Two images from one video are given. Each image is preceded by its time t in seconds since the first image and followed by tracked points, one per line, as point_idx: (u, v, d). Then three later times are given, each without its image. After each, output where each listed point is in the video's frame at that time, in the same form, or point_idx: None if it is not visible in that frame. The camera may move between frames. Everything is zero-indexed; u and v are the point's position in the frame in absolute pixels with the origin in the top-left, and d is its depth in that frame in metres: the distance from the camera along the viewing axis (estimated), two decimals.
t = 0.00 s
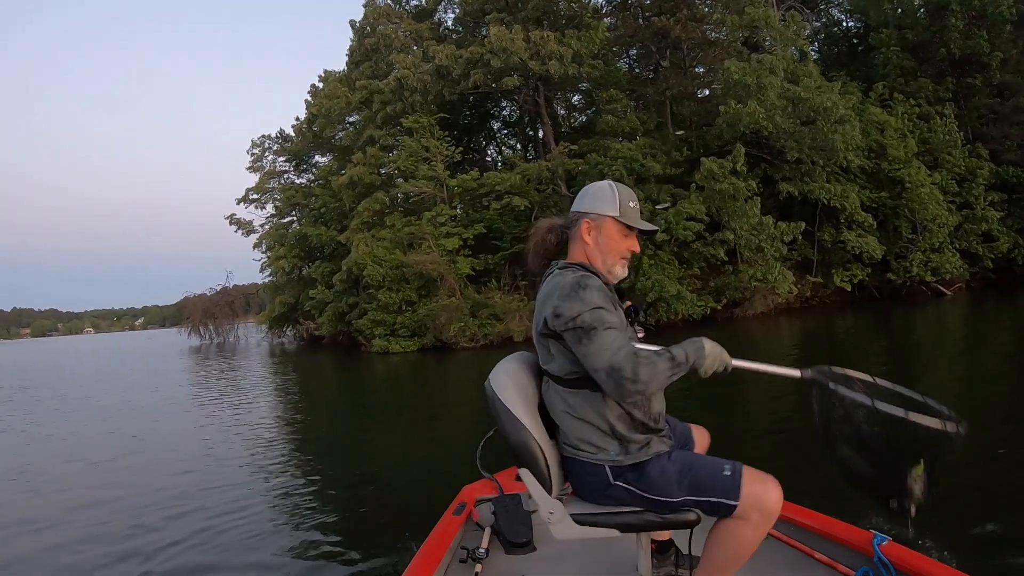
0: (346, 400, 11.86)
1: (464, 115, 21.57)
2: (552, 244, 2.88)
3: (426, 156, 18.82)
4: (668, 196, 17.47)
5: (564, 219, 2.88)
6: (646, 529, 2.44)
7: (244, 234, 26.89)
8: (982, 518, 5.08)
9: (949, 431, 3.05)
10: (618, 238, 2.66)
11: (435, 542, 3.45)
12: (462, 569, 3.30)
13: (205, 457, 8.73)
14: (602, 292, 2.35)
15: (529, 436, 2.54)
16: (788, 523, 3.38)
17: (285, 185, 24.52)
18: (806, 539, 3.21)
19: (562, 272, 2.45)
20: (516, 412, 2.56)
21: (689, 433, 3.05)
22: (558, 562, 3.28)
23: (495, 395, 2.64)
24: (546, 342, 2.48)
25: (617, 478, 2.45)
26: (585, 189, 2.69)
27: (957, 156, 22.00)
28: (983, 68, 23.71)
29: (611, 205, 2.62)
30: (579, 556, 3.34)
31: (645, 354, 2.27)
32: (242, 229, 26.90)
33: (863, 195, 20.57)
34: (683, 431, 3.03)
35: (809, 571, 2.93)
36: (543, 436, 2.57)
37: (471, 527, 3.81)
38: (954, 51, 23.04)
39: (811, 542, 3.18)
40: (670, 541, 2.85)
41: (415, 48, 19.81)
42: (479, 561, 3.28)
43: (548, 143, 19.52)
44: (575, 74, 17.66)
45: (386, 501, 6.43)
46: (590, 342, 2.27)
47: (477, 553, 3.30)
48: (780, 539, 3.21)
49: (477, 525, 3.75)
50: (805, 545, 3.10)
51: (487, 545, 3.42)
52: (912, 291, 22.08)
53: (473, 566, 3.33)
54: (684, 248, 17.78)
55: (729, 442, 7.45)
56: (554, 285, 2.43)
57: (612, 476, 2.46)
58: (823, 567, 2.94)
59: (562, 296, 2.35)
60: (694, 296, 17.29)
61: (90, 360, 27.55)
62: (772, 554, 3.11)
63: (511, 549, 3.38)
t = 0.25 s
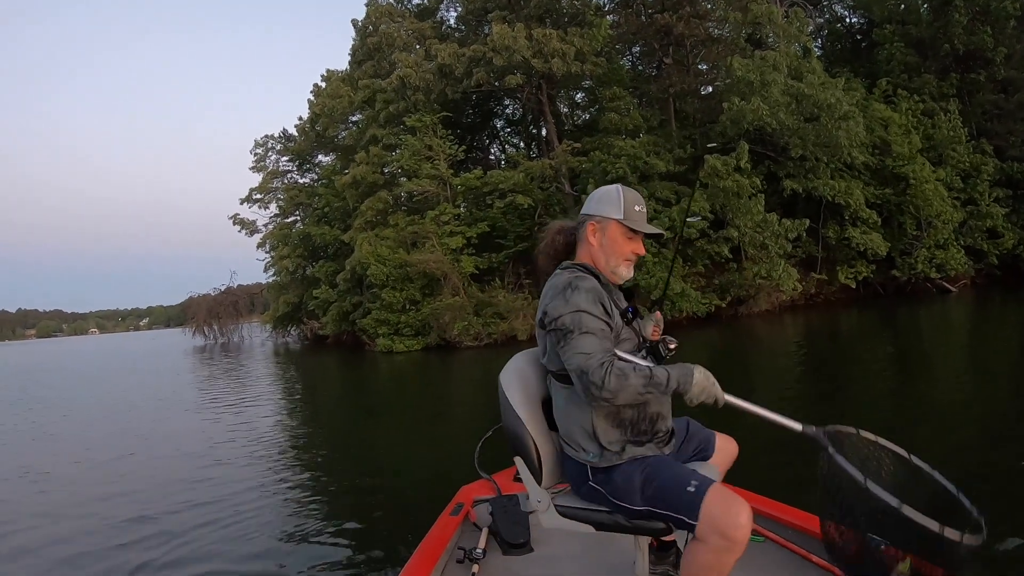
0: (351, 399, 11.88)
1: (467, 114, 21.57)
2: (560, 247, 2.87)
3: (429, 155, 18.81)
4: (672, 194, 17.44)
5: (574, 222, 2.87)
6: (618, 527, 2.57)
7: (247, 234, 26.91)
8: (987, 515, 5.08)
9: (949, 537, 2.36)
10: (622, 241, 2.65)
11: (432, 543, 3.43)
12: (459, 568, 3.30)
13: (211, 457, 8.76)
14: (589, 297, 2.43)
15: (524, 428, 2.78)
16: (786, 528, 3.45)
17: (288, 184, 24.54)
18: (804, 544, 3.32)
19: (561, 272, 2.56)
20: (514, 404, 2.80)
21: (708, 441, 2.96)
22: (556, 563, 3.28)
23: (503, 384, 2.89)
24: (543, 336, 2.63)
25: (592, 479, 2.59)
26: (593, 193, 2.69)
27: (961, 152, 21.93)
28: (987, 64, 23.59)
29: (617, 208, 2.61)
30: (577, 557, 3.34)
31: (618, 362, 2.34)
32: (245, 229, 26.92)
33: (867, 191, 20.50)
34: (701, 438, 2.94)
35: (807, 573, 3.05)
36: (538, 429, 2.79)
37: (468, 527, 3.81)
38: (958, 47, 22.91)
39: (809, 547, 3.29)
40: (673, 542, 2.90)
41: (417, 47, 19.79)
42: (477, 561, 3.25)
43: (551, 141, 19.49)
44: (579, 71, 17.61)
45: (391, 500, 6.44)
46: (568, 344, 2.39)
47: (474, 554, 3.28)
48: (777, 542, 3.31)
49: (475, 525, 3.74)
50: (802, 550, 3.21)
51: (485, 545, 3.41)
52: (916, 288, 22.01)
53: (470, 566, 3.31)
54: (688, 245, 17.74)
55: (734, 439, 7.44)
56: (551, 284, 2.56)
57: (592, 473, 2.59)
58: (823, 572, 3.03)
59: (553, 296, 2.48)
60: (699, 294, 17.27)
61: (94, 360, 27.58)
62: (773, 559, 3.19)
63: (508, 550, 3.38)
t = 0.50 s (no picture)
0: (355, 399, 11.89)
1: (468, 113, 21.56)
2: (571, 245, 2.85)
3: (431, 155, 18.81)
4: (675, 191, 17.41)
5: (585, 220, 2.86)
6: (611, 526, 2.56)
7: (250, 235, 26.93)
8: (993, 510, 5.06)
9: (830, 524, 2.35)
10: (633, 241, 2.63)
11: (430, 543, 3.42)
12: (457, 569, 3.29)
13: (215, 458, 8.76)
14: (596, 297, 2.42)
15: (526, 424, 2.78)
16: (780, 527, 3.42)
17: (290, 185, 24.56)
18: (803, 545, 3.29)
19: (572, 270, 2.55)
20: (518, 399, 2.79)
21: (716, 445, 2.94)
22: (554, 563, 3.27)
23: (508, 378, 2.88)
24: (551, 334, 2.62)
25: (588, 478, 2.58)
26: (605, 193, 2.68)
27: (964, 146, 21.85)
28: (989, 58, 23.49)
29: (627, 208, 2.60)
30: (575, 557, 3.34)
31: (616, 365, 2.31)
32: (248, 231, 26.94)
33: (870, 187, 20.45)
34: (708, 442, 2.92)
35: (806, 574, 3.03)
36: (540, 425, 2.79)
37: (467, 527, 3.79)
38: (959, 41, 22.80)
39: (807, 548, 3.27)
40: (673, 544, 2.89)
41: (418, 47, 19.78)
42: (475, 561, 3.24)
43: (553, 139, 19.46)
44: (579, 69, 17.58)
45: (395, 500, 6.44)
46: (571, 343, 2.38)
47: (472, 553, 3.27)
48: (775, 544, 3.29)
49: (473, 525, 3.73)
50: (801, 551, 3.19)
51: (483, 545, 3.40)
52: (920, 283, 21.95)
53: (468, 566, 3.30)
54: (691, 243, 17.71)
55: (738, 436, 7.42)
56: (562, 281, 2.55)
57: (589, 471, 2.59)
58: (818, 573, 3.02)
59: (561, 294, 2.48)
60: (702, 291, 17.23)
61: (99, 363, 27.63)
62: (770, 559, 3.17)
63: (507, 550, 3.37)
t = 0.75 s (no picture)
0: (359, 400, 11.89)
1: (470, 113, 21.56)
2: (585, 242, 2.83)
3: (433, 155, 18.81)
4: (678, 188, 17.39)
5: (599, 217, 2.82)
6: (615, 524, 2.53)
7: (253, 237, 26.95)
8: (1000, 506, 5.04)
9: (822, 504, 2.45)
10: (646, 240, 2.62)
11: (430, 542, 3.41)
12: (458, 569, 3.27)
13: (220, 460, 8.76)
14: (615, 295, 2.39)
15: (531, 421, 2.76)
16: (781, 526, 3.43)
17: (293, 187, 24.58)
18: (803, 543, 3.28)
19: (589, 267, 2.53)
20: (525, 399, 2.78)
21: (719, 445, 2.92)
22: (554, 563, 3.25)
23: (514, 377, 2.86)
24: (566, 330, 2.59)
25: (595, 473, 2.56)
26: (622, 192, 2.66)
27: (967, 141, 21.79)
28: (991, 52, 23.40)
29: (641, 208, 2.58)
30: (575, 556, 3.32)
31: (634, 364, 2.30)
32: (251, 232, 26.96)
33: (873, 183, 20.40)
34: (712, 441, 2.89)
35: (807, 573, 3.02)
36: (545, 422, 2.77)
37: (467, 527, 3.78)
38: (961, 36, 22.70)
39: (808, 546, 3.25)
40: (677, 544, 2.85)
41: (419, 47, 19.77)
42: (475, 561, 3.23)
43: (555, 138, 19.45)
44: (581, 68, 17.55)
45: (400, 501, 6.43)
46: (587, 340, 2.36)
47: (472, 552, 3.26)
48: (776, 543, 3.28)
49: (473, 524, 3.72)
50: (800, 550, 3.18)
51: (483, 545, 3.38)
52: (924, 279, 21.88)
53: (469, 566, 3.29)
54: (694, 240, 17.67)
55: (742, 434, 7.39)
56: (579, 277, 2.53)
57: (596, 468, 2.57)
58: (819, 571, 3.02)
59: (579, 291, 2.45)
60: (706, 289, 17.20)
61: (104, 366, 27.68)
62: (770, 559, 3.16)
63: (507, 549, 3.36)
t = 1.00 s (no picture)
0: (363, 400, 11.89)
1: (473, 113, 21.56)
2: (589, 241, 2.81)
3: (436, 155, 18.80)
4: (681, 188, 17.37)
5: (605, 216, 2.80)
6: (619, 521, 2.51)
7: (256, 237, 26.97)
8: (1007, 504, 5.01)
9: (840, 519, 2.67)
10: (650, 240, 2.60)
11: (431, 542, 3.40)
12: (460, 568, 3.26)
13: (223, 461, 8.75)
14: (629, 273, 2.36)
15: (534, 418, 2.74)
16: (784, 524, 3.42)
17: (295, 187, 24.60)
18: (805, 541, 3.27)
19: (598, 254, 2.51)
20: (527, 396, 2.74)
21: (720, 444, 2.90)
22: (556, 562, 3.24)
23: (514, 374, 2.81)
24: (577, 320, 2.56)
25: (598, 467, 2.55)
26: (627, 191, 2.65)
27: (970, 140, 21.75)
28: (995, 50, 23.32)
29: (645, 207, 2.57)
30: (577, 556, 3.30)
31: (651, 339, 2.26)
32: (254, 233, 26.98)
33: (877, 181, 20.35)
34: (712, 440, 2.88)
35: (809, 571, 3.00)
36: (547, 420, 2.75)
37: (468, 526, 3.76)
38: (964, 34, 22.60)
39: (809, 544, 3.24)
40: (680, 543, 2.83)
41: (421, 47, 19.77)
42: (476, 560, 3.21)
43: (558, 138, 19.42)
44: (584, 67, 17.52)
45: (403, 501, 6.41)
46: (600, 318, 2.33)
47: (474, 552, 3.24)
48: (777, 540, 3.27)
49: (475, 524, 3.70)
50: (802, 548, 3.17)
51: (485, 544, 3.37)
52: (928, 278, 21.83)
53: (470, 565, 3.28)
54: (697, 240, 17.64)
55: (746, 433, 7.38)
56: (589, 263, 2.50)
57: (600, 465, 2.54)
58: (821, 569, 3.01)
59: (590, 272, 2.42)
60: (709, 288, 17.17)
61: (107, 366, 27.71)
62: (773, 557, 3.15)
63: (509, 548, 3.34)
